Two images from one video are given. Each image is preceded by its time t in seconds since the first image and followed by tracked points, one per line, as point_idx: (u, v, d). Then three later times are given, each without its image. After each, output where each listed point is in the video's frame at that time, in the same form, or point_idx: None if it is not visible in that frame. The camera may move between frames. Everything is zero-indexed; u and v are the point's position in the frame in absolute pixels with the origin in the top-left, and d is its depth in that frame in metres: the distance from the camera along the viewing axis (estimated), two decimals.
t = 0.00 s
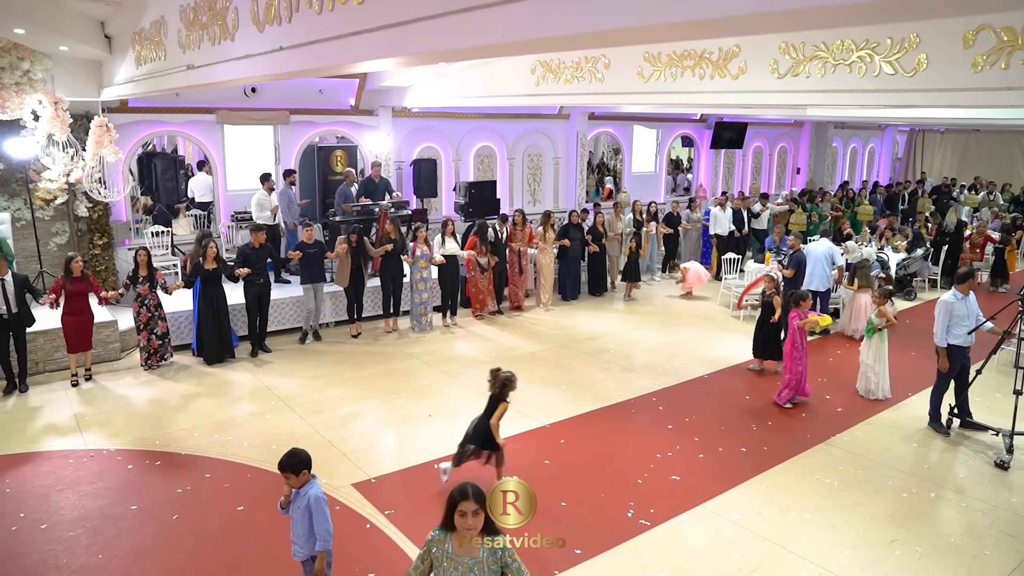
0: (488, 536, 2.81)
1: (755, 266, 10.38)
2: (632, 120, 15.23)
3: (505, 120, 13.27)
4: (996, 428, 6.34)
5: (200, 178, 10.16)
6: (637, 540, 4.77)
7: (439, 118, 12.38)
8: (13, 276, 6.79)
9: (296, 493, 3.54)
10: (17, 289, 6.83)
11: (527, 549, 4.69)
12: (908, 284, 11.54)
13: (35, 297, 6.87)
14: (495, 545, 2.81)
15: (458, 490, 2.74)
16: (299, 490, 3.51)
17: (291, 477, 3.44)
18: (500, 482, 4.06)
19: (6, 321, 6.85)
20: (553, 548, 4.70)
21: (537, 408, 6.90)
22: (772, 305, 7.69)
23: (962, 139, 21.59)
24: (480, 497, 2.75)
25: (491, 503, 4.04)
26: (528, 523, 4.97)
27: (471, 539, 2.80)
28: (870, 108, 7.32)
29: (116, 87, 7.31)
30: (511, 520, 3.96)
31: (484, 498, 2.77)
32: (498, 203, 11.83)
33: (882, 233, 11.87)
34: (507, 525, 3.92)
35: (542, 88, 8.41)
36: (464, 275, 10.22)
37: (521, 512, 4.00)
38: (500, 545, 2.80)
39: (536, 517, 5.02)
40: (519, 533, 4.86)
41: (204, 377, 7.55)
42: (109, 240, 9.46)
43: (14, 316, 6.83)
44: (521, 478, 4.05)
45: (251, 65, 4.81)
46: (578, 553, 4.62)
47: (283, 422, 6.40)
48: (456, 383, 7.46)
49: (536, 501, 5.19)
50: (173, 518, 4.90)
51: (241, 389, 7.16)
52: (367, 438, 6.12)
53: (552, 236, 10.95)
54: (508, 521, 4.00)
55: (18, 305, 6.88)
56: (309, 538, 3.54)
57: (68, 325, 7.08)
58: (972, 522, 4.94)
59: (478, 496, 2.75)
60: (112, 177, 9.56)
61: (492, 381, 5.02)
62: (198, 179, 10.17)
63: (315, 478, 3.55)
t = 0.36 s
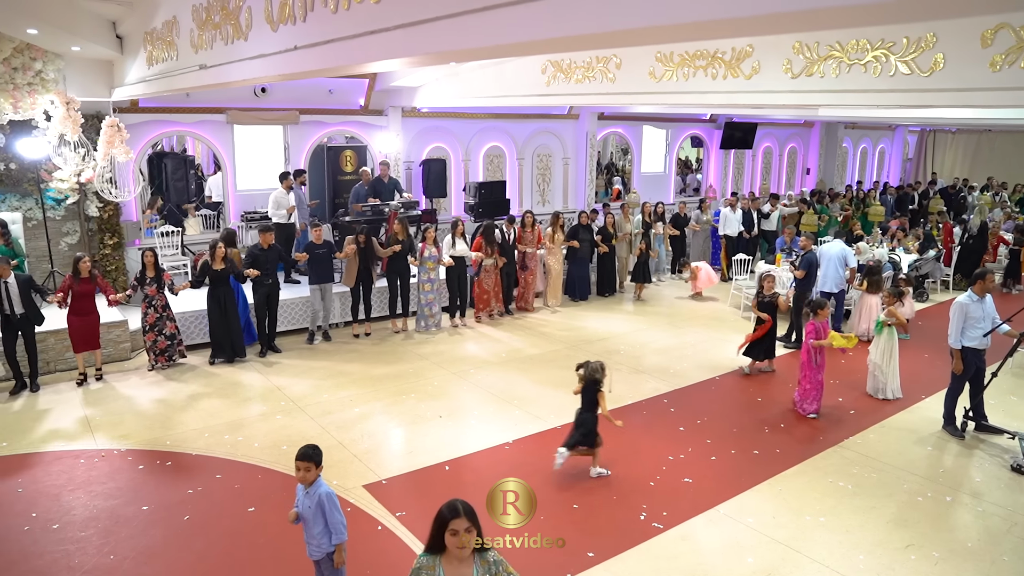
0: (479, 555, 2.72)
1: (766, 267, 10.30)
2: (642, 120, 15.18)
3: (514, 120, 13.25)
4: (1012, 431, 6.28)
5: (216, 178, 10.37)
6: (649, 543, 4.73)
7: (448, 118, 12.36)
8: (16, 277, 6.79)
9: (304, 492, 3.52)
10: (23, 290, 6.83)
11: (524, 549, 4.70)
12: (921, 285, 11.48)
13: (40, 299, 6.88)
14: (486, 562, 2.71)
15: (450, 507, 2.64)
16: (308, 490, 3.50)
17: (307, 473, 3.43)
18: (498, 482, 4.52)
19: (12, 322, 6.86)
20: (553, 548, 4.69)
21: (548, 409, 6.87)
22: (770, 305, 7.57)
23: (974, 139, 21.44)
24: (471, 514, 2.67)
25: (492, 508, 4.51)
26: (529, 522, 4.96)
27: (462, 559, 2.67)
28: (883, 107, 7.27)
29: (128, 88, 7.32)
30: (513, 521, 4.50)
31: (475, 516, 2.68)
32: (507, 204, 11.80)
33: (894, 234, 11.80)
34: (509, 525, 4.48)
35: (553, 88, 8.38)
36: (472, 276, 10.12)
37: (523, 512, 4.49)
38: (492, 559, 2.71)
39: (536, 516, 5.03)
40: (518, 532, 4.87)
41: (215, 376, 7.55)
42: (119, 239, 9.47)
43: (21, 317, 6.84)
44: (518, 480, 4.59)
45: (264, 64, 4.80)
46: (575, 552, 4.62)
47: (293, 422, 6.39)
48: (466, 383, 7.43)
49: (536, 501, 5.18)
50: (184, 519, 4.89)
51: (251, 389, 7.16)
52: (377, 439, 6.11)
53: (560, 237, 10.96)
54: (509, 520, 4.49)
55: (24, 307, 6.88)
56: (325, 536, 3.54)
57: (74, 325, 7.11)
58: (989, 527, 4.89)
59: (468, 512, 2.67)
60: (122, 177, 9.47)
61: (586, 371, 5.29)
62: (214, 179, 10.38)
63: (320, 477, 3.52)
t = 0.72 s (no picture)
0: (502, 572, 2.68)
1: (779, 268, 10.22)
2: (653, 121, 15.13)
3: (525, 121, 13.22)
4: None
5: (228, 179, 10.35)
6: (664, 548, 4.70)
7: (459, 119, 12.34)
8: (15, 278, 6.71)
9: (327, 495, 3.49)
10: (21, 292, 6.76)
11: (523, 549, 4.70)
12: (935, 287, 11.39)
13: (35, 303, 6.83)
14: None
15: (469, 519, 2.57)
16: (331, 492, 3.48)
17: (333, 474, 3.41)
18: (498, 484, 4.11)
19: (11, 325, 6.80)
20: (552, 548, 4.68)
21: (561, 411, 6.83)
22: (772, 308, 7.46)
23: (987, 140, 21.27)
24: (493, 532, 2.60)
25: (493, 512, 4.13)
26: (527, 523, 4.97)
27: None
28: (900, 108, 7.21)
29: (141, 88, 7.32)
30: (512, 521, 4.39)
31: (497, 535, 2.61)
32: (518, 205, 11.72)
33: (907, 236, 11.71)
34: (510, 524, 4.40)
35: (566, 89, 8.34)
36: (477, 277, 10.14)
37: (522, 512, 4.27)
38: None
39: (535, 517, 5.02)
40: (517, 533, 4.87)
41: (227, 377, 7.55)
42: (132, 239, 9.60)
43: (19, 320, 6.78)
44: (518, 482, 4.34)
45: (280, 65, 4.78)
46: (573, 552, 4.63)
47: (305, 424, 6.38)
48: (478, 385, 7.40)
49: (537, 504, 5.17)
50: (197, 521, 4.88)
51: (262, 390, 7.15)
52: (389, 441, 6.08)
53: (567, 238, 10.89)
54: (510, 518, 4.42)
55: (23, 309, 6.81)
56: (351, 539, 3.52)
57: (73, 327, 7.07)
58: (1009, 533, 4.83)
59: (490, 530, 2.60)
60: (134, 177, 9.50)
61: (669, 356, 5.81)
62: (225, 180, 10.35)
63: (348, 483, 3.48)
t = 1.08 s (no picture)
0: None
1: (794, 270, 10.14)
2: (665, 122, 15.07)
3: (537, 121, 13.18)
4: None
5: (240, 178, 10.28)
6: (682, 553, 4.65)
7: (472, 119, 12.32)
8: (16, 281, 6.70)
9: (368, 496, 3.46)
10: (22, 294, 6.73)
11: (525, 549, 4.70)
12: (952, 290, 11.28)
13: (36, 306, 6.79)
14: None
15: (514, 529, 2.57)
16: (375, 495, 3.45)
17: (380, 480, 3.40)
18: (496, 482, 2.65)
19: (13, 326, 6.77)
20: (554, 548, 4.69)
21: (576, 414, 6.79)
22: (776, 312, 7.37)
23: (1003, 141, 21.07)
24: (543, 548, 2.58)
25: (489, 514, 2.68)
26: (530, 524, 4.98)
27: None
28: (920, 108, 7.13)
29: (157, 89, 7.33)
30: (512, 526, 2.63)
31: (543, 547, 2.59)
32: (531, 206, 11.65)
33: (923, 238, 11.61)
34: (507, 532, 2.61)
35: (581, 90, 8.30)
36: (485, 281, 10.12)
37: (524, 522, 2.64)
38: None
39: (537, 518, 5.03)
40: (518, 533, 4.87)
41: (241, 378, 7.54)
42: (145, 240, 9.60)
43: (19, 322, 6.74)
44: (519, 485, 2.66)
45: (298, 65, 4.76)
46: (575, 552, 4.64)
47: (319, 425, 6.36)
48: (492, 387, 7.37)
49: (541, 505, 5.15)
50: (212, 522, 4.86)
51: (277, 391, 7.14)
52: (404, 443, 6.06)
53: (576, 241, 10.83)
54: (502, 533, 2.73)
55: (24, 311, 6.77)
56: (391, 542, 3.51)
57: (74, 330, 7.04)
58: None
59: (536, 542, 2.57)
60: (149, 179, 9.65)
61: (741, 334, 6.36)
62: (237, 180, 10.28)
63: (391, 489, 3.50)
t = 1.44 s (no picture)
0: None
1: (811, 273, 10.04)
2: (680, 123, 15.01)
3: (552, 122, 13.13)
4: None
5: (251, 178, 10.27)
6: (701, 560, 4.59)
7: (487, 120, 12.30)
8: (22, 284, 6.65)
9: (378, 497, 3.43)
10: (27, 298, 6.68)
11: (523, 549, 4.71)
12: (971, 293, 11.16)
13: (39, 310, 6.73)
14: None
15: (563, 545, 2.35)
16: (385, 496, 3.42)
17: (388, 482, 3.37)
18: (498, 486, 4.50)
19: (17, 330, 6.71)
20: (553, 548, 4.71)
21: (592, 417, 6.75)
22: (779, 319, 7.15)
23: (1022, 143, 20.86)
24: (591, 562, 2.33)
25: (493, 513, 4.60)
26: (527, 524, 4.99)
27: None
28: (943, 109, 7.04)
29: (174, 90, 7.34)
30: (512, 520, 4.54)
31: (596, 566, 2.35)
32: (547, 207, 11.57)
33: (942, 240, 11.49)
34: (508, 525, 4.53)
35: (598, 91, 8.26)
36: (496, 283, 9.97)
37: (523, 512, 4.53)
38: None
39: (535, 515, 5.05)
40: (517, 533, 4.87)
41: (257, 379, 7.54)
42: (161, 240, 9.63)
43: (24, 327, 6.68)
44: (519, 482, 4.60)
45: (320, 66, 4.73)
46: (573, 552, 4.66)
47: (335, 427, 6.34)
48: (508, 389, 7.34)
49: (536, 507, 5.09)
50: (229, 525, 4.84)
51: (293, 392, 7.13)
52: (421, 445, 6.03)
53: (590, 243, 10.64)
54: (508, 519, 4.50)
55: (29, 315, 6.72)
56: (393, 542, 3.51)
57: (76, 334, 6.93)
58: None
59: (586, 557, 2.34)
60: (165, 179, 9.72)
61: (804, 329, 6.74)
62: (248, 180, 10.27)
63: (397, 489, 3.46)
